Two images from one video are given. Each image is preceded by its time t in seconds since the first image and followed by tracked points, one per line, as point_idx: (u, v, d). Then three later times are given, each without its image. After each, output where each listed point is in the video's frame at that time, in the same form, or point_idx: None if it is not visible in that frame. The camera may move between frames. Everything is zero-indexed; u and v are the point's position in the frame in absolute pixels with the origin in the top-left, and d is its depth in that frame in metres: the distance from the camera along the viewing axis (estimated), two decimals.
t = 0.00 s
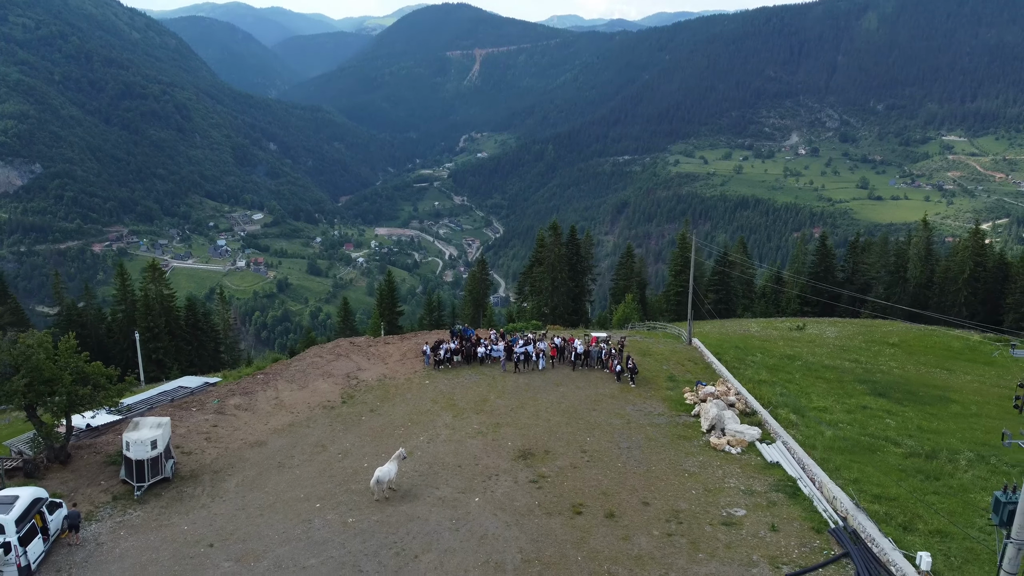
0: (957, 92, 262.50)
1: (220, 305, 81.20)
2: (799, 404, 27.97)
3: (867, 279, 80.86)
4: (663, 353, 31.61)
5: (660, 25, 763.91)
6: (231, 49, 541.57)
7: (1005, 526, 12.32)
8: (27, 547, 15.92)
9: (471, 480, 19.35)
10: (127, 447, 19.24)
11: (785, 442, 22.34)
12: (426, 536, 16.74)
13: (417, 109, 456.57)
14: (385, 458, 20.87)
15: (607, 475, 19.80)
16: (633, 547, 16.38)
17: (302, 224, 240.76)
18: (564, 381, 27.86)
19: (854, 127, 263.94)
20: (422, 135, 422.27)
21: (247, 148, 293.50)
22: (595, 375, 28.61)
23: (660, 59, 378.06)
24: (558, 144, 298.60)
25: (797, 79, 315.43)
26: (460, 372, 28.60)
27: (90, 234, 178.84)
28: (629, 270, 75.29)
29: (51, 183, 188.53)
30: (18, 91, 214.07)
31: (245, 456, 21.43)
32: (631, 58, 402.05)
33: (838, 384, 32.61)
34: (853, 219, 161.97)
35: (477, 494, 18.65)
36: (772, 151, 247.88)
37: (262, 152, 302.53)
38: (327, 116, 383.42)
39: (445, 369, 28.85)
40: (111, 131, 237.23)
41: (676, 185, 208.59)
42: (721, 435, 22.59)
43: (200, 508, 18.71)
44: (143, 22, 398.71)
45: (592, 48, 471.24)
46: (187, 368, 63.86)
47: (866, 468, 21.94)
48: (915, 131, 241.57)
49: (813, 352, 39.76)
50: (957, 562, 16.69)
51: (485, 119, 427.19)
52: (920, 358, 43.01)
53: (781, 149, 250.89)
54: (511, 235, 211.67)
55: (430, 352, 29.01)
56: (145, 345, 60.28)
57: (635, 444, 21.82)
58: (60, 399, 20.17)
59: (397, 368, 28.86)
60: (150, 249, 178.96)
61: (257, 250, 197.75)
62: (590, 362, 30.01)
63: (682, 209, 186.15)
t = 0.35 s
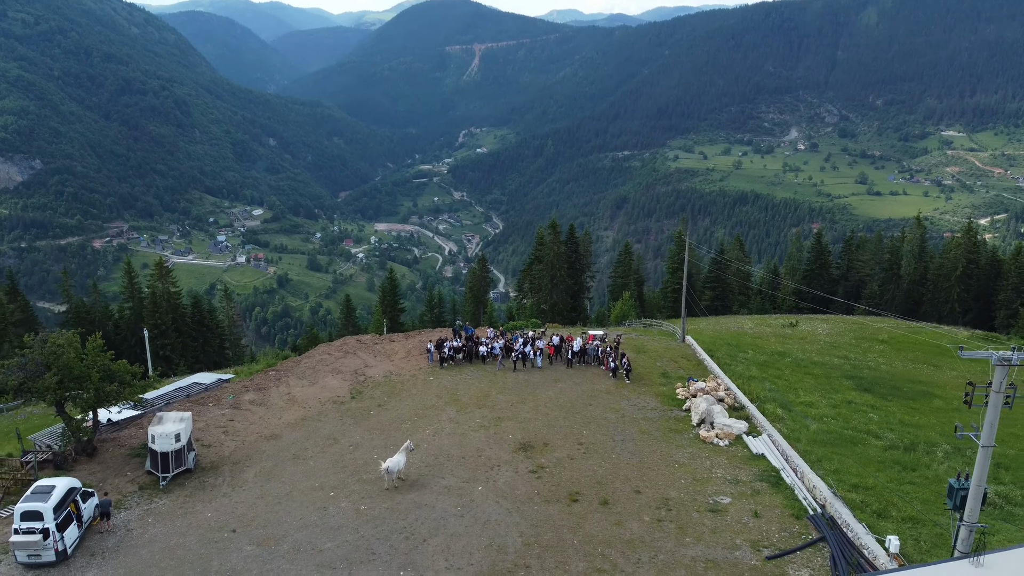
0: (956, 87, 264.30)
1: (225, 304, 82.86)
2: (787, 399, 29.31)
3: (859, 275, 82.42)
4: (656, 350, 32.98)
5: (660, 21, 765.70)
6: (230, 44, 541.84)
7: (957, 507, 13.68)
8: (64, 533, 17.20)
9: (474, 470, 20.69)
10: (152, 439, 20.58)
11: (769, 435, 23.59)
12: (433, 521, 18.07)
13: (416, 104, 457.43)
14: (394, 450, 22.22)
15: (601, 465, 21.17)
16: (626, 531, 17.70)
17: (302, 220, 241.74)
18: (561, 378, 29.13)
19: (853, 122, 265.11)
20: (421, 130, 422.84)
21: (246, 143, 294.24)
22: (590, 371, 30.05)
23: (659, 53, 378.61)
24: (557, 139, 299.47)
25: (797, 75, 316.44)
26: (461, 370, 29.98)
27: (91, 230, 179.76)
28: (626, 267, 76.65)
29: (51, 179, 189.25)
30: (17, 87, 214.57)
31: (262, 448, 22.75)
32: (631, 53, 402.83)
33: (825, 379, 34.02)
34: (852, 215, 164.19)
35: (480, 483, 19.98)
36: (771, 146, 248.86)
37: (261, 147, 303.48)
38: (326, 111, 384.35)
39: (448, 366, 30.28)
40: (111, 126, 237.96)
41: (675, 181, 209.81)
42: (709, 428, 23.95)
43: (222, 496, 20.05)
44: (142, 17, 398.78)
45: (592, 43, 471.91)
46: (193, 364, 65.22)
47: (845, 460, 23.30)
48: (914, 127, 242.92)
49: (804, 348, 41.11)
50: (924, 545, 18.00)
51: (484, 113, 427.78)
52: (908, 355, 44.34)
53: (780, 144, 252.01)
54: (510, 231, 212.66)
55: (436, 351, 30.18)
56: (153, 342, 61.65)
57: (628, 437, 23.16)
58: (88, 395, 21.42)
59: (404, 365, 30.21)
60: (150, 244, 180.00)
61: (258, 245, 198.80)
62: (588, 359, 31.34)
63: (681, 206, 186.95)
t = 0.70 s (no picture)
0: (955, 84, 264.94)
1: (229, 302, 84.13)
2: (775, 397, 30.55)
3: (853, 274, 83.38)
4: (651, 350, 34.17)
5: (659, 17, 766.16)
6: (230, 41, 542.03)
7: (922, 500, 14.95)
8: (93, 524, 18.31)
9: (476, 465, 21.91)
10: (173, 436, 21.76)
11: (757, 432, 24.80)
12: (438, 513, 19.28)
13: (416, 101, 458.10)
14: (401, 445, 23.44)
15: (596, 460, 22.37)
16: (619, 522, 18.91)
17: (302, 217, 242.61)
18: (559, 377, 30.34)
19: (852, 119, 266.09)
20: (421, 127, 423.08)
21: (245, 140, 294.89)
22: (587, 370, 31.23)
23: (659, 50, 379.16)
24: (557, 136, 300.33)
25: (796, 72, 317.12)
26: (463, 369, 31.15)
27: (91, 227, 180.53)
28: (624, 266, 77.78)
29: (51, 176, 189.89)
30: (17, 84, 215.05)
31: (274, 445, 23.94)
32: (631, 49, 403.42)
33: (814, 378, 35.24)
34: (850, 211, 165.15)
35: (484, 477, 21.18)
36: (770, 143, 249.72)
37: (261, 144, 304.13)
38: (325, 108, 384.97)
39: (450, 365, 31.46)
40: (111, 123, 238.45)
41: (674, 178, 210.74)
42: (700, 424, 25.17)
43: (239, 490, 21.24)
44: (142, 14, 399.16)
45: (592, 40, 472.32)
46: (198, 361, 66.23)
47: (828, 455, 24.52)
48: (913, 123, 243.72)
49: (795, 348, 42.31)
50: (899, 535, 19.22)
51: (484, 110, 428.37)
52: (898, 354, 45.54)
53: (780, 141, 252.89)
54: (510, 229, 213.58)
55: (438, 350, 31.29)
56: (159, 341, 62.66)
57: (623, 433, 24.37)
58: (112, 394, 22.60)
59: (408, 364, 31.43)
60: (150, 241, 180.88)
61: (257, 242, 199.71)
62: (585, 358, 32.56)
63: (680, 203, 187.52)
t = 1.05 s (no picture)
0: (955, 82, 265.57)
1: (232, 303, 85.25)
2: (766, 396, 31.64)
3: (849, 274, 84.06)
4: (647, 351, 35.26)
5: (660, 13, 764.82)
6: (230, 38, 542.58)
7: (892, 495, 16.10)
8: (116, 517, 19.39)
9: (478, 462, 23.00)
10: (189, 434, 22.84)
11: (746, 430, 25.87)
12: (442, 507, 20.38)
13: (416, 98, 458.72)
14: (405, 443, 24.56)
15: (592, 457, 23.46)
16: (613, 516, 20.03)
17: (302, 214, 243.53)
18: (557, 378, 31.44)
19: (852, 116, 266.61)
20: (421, 124, 423.33)
21: (245, 137, 295.65)
22: (585, 371, 32.32)
23: (659, 47, 379.79)
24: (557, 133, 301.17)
25: (796, 69, 317.71)
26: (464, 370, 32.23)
27: (91, 224, 181.35)
28: (622, 266, 78.78)
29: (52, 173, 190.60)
30: (17, 81, 215.65)
31: (285, 442, 25.03)
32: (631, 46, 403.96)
33: (805, 377, 36.33)
34: (849, 209, 166.06)
35: (486, 474, 22.29)
36: (770, 140, 250.62)
37: (260, 141, 304.74)
38: (325, 104, 385.62)
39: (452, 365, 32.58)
40: (111, 120, 239.11)
41: (674, 175, 211.71)
42: (692, 423, 26.29)
43: (252, 486, 22.35)
44: (141, 11, 399.67)
45: (593, 37, 472.44)
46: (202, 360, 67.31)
47: (814, 453, 25.59)
48: (912, 120, 244.56)
49: (787, 347, 43.38)
50: (878, 528, 20.31)
51: (484, 107, 428.85)
52: (888, 354, 46.64)
53: (779, 139, 253.59)
54: (509, 226, 214.63)
55: (440, 352, 32.38)
56: (165, 340, 63.76)
57: (618, 431, 25.47)
58: (131, 393, 23.69)
59: (411, 365, 32.52)
60: (151, 239, 181.81)
61: (257, 240, 200.60)
62: (583, 359, 33.67)
63: (678, 201, 188.06)
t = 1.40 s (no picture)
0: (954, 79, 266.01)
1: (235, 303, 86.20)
2: (759, 397, 32.65)
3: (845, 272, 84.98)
4: (644, 352, 36.29)
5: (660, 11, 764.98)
6: (229, 35, 542.94)
7: (869, 493, 17.10)
8: (135, 514, 20.29)
9: (480, 460, 24.00)
10: (203, 434, 23.81)
11: (738, 430, 26.89)
12: (445, 504, 21.38)
13: (416, 95, 459.17)
14: (409, 442, 25.57)
15: (590, 456, 24.48)
16: (608, 512, 21.03)
17: (301, 212, 244.36)
18: (556, 379, 32.44)
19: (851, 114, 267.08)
20: (420, 121, 423.80)
21: (244, 134, 296.32)
22: (583, 372, 33.27)
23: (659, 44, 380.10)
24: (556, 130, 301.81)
25: (795, 66, 318.04)
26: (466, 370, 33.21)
27: (92, 221, 182.20)
28: (621, 266, 79.68)
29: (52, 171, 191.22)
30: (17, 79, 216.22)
31: (295, 442, 26.07)
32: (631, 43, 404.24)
33: (797, 377, 37.37)
34: (848, 207, 166.73)
35: (486, 472, 23.28)
36: (769, 138, 251.40)
37: (259, 139, 305.12)
38: (325, 102, 386.12)
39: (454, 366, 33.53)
40: (110, 118, 239.69)
41: (674, 173, 212.53)
42: (686, 423, 27.30)
43: (264, 483, 23.36)
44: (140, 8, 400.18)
45: (593, 34, 472.36)
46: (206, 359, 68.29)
47: (804, 452, 26.54)
48: (911, 118, 245.15)
49: (781, 348, 44.40)
50: (861, 524, 21.34)
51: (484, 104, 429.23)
52: (881, 354, 47.61)
53: (778, 137, 254.33)
54: (509, 223, 215.66)
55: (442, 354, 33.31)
56: (170, 339, 64.77)
57: (615, 431, 26.50)
58: (147, 395, 24.66)
59: (415, 366, 33.52)
60: (151, 237, 182.64)
61: (258, 237, 201.42)
62: (581, 360, 34.70)
63: (677, 198, 188.67)
